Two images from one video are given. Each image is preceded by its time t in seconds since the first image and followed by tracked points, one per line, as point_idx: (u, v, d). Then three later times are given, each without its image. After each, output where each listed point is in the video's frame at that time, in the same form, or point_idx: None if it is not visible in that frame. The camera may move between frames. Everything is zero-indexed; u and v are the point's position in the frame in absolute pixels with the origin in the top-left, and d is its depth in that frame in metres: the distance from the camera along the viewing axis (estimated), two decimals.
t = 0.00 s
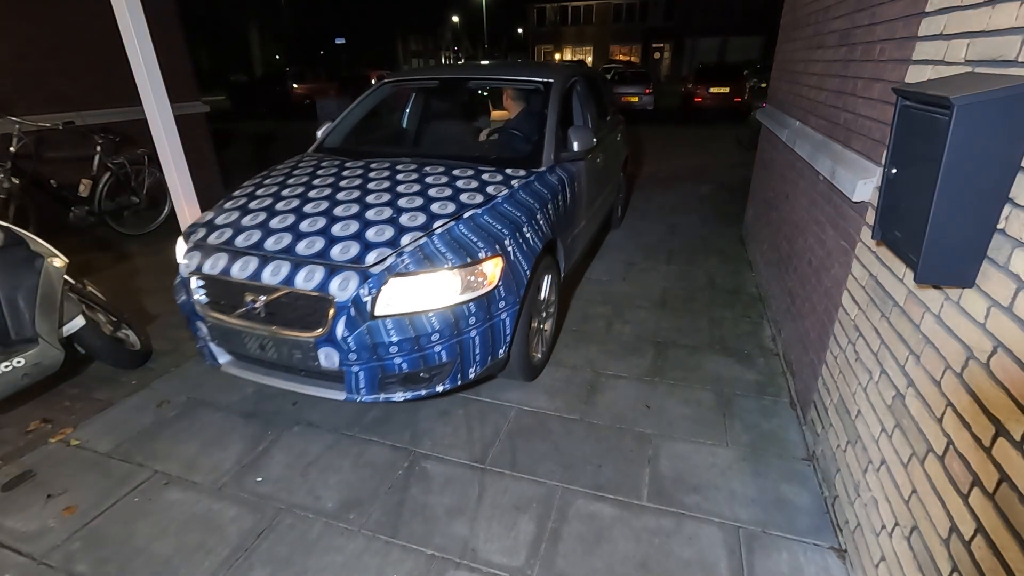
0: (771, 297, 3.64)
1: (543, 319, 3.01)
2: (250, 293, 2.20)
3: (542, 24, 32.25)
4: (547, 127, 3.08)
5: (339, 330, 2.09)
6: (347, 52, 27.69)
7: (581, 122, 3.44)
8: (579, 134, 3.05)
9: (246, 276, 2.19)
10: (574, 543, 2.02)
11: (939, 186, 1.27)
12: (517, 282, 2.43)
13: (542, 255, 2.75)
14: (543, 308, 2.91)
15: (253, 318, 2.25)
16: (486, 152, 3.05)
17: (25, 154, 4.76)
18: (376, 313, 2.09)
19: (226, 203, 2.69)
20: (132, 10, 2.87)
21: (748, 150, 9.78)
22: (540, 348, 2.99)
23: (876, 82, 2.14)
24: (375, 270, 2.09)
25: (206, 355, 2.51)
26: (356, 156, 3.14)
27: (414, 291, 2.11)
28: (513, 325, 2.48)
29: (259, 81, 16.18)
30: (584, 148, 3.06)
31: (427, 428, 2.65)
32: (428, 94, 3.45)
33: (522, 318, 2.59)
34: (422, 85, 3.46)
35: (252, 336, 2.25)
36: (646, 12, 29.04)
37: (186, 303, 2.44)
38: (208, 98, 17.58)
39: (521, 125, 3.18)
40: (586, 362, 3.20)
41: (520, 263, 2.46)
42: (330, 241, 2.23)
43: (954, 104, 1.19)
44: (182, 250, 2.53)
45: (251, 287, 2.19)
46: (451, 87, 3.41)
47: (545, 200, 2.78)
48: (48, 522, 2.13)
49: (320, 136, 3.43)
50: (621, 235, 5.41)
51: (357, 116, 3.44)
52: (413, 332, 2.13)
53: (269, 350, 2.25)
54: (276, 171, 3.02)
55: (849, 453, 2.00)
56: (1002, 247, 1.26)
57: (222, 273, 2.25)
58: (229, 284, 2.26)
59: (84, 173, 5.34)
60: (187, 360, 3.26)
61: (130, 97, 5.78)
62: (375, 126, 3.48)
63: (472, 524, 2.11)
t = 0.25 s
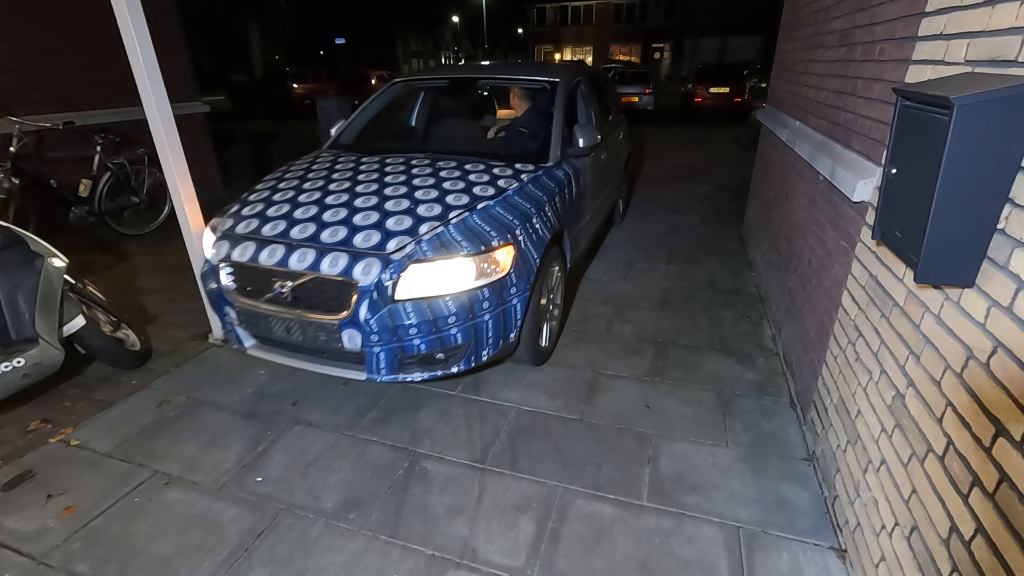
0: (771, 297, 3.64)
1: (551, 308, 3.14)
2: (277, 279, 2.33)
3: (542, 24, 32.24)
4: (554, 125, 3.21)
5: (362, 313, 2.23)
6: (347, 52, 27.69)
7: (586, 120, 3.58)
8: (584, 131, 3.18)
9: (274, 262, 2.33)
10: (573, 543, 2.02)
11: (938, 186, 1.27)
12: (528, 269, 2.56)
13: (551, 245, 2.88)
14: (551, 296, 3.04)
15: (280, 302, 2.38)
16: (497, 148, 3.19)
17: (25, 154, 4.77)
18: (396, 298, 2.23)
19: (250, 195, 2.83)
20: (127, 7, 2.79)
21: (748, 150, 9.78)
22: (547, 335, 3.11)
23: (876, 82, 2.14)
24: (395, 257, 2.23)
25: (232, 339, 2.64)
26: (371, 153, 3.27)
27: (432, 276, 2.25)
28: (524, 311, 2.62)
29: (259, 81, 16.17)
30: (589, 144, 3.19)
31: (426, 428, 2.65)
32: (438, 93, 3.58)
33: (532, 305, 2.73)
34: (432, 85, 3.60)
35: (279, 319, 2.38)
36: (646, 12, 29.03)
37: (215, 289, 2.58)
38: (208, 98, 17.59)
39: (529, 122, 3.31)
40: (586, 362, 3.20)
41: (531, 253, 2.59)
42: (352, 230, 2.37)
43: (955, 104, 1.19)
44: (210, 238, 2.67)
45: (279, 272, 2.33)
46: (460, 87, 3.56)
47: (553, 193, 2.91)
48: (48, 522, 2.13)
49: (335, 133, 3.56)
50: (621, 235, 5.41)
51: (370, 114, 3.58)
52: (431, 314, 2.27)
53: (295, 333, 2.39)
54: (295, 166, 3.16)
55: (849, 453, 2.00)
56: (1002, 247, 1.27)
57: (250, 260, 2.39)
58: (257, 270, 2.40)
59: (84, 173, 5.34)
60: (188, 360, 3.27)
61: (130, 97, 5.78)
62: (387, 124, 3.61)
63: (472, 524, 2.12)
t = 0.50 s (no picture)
0: (771, 297, 3.64)
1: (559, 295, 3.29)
2: (305, 265, 2.50)
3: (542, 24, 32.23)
4: (561, 122, 3.37)
5: (385, 296, 2.42)
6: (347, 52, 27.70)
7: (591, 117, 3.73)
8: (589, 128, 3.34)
9: (302, 249, 2.49)
10: (573, 543, 2.02)
11: (939, 186, 1.27)
12: (538, 257, 2.73)
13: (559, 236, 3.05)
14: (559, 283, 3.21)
15: (307, 288, 2.57)
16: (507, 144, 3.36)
17: (25, 154, 4.77)
18: (417, 282, 2.40)
19: (275, 188, 2.98)
20: (127, 7, 2.79)
21: (748, 150, 9.77)
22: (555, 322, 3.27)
23: (876, 82, 2.14)
24: (416, 244, 2.39)
25: (261, 323, 2.83)
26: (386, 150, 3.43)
27: (450, 263, 2.43)
28: (534, 296, 2.79)
29: (259, 81, 16.18)
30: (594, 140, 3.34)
31: (426, 428, 2.66)
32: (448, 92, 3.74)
33: (541, 291, 2.90)
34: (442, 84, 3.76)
35: (307, 303, 2.57)
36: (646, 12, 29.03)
37: (245, 276, 2.76)
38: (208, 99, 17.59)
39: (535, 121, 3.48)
40: (586, 362, 3.20)
41: (541, 241, 2.76)
42: (375, 219, 2.52)
43: (954, 104, 1.19)
44: (239, 228, 2.82)
45: (307, 259, 2.49)
46: (469, 85, 3.71)
47: (561, 186, 3.07)
48: (48, 522, 2.13)
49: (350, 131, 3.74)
50: (621, 235, 5.41)
51: (383, 112, 3.74)
52: (449, 298, 2.45)
53: (321, 315, 2.57)
54: (315, 161, 3.30)
55: (849, 453, 2.00)
56: (1002, 247, 1.27)
57: (279, 247, 2.54)
58: (285, 257, 2.56)
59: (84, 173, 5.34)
60: (188, 360, 3.27)
61: (130, 97, 5.78)
62: (400, 121, 3.77)
63: (472, 524, 2.12)
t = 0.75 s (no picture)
0: (771, 297, 3.64)
1: (567, 282, 3.47)
2: (333, 252, 2.70)
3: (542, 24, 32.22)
4: (568, 120, 3.55)
5: (408, 280, 2.61)
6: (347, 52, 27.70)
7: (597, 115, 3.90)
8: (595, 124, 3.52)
9: (330, 237, 2.68)
10: (573, 543, 2.02)
11: (939, 186, 1.27)
12: (549, 246, 2.93)
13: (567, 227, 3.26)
14: (567, 271, 3.41)
15: (334, 273, 2.75)
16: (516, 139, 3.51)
17: (25, 154, 4.77)
18: (438, 267, 2.60)
19: (300, 181, 3.17)
20: (127, 7, 2.79)
21: (749, 150, 9.77)
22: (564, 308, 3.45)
23: (876, 82, 2.13)
24: (437, 232, 2.59)
25: (288, 308, 3.01)
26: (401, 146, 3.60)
27: (468, 249, 2.62)
28: (545, 282, 2.99)
29: (259, 81, 16.17)
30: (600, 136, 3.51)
31: (426, 428, 2.66)
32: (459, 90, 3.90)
33: (551, 278, 3.10)
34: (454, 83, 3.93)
35: (334, 287, 2.76)
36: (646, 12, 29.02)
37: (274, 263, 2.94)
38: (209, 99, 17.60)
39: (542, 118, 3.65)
40: (586, 362, 3.20)
41: (551, 231, 2.96)
42: (398, 210, 2.71)
43: (954, 104, 1.19)
44: (267, 219, 3.01)
45: (335, 246, 2.69)
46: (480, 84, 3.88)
47: (569, 179, 3.26)
48: (48, 523, 2.13)
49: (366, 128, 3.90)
50: (621, 235, 5.41)
51: (397, 110, 3.91)
52: (468, 282, 2.64)
53: (348, 299, 2.76)
54: (336, 156, 3.48)
55: (849, 453, 2.00)
56: (1002, 247, 1.27)
57: (308, 235, 2.73)
58: (314, 244, 2.76)
59: (84, 173, 5.34)
60: (188, 360, 3.27)
61: (130, 97, 5.78)
62: (413, 118, 3.93)
63: (472, 524, 2.12)
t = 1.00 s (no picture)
0: (771, 297, 3.64)
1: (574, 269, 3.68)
2: (359, 239, 2.92)
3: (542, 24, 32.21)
4: (573, 117, 3.75)
5: (429, 264, 2.83)
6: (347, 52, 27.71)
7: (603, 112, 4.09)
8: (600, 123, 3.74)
9: (356, 225, 2.90)
10: (573, 543, 2.02)
11: (939, 186, 1.27)
12: (558, 234, 3.16)
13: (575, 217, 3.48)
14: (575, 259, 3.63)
15: (359, 259, 2.97)
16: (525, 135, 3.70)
17: (25, 154, 4.76)
18: (457, 252, 2.82)
19: (324, 174, 3.38)
20: (127, 7, 2.79)
21: (749, 150, 9.76)
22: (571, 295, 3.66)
23: (876, 82, 2.13)
24: (456, 220, 2.81)
25: (314, 293, 3.22)
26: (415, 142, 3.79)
27: (485, 236, 2.85)
28: (555, 268, 3.21)
29: (259, 80, 16.17)
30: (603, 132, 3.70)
31: (426, 428, 2.66)
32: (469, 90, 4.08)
33: (560, 264, 3.33)
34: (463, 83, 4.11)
35: (358, 272, 2.97)
36: (646, 12, 29.01)
37: (301, 250, 3.16)
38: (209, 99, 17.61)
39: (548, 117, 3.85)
40: (586, 362, 3.21)
41: (560, 220, 3.18)
42: (418, 200, 2.93)
43: (954, 104, 1.19)
44: (294, 210, 3.22)
45: (360, 233, 2.91)
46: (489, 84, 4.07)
47: (577, 172, 3.48)
48: (48, 523, 2.13)
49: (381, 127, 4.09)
50: (621, 235, 5.41)
51: (410, 108, 4.09)
52: (484, 267, 2.86)
53: (372, 283, 2.98)
54: (356, 151, 3.70)
55: (849, 453, 2.00)
56: (1002, 247, 1.27)
57: (335, 224, 2.96)
58: (340, 232, 2.98)
59: (84, 173, 5.34)
60: (188, 360, 3.27)
61: (130, 97, 5.78)
62: (425, 118, 4.10)
63: (472, 524, 2.11)
